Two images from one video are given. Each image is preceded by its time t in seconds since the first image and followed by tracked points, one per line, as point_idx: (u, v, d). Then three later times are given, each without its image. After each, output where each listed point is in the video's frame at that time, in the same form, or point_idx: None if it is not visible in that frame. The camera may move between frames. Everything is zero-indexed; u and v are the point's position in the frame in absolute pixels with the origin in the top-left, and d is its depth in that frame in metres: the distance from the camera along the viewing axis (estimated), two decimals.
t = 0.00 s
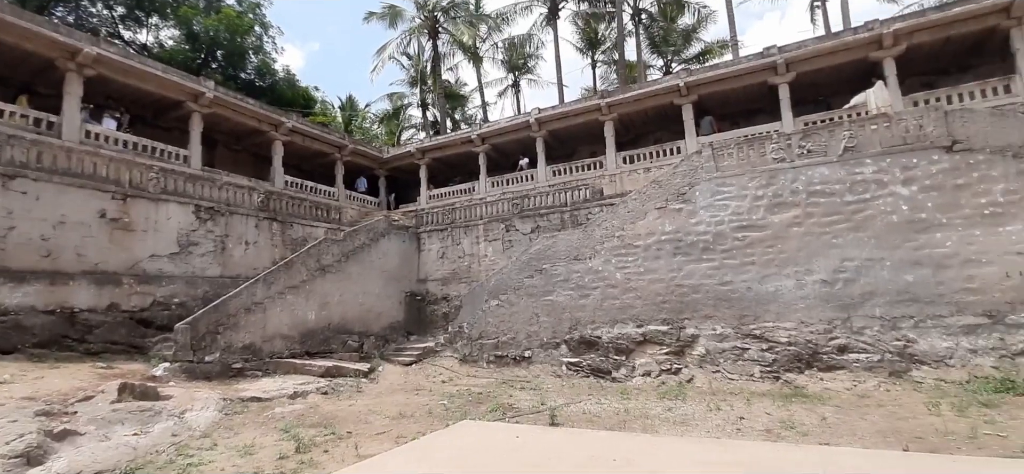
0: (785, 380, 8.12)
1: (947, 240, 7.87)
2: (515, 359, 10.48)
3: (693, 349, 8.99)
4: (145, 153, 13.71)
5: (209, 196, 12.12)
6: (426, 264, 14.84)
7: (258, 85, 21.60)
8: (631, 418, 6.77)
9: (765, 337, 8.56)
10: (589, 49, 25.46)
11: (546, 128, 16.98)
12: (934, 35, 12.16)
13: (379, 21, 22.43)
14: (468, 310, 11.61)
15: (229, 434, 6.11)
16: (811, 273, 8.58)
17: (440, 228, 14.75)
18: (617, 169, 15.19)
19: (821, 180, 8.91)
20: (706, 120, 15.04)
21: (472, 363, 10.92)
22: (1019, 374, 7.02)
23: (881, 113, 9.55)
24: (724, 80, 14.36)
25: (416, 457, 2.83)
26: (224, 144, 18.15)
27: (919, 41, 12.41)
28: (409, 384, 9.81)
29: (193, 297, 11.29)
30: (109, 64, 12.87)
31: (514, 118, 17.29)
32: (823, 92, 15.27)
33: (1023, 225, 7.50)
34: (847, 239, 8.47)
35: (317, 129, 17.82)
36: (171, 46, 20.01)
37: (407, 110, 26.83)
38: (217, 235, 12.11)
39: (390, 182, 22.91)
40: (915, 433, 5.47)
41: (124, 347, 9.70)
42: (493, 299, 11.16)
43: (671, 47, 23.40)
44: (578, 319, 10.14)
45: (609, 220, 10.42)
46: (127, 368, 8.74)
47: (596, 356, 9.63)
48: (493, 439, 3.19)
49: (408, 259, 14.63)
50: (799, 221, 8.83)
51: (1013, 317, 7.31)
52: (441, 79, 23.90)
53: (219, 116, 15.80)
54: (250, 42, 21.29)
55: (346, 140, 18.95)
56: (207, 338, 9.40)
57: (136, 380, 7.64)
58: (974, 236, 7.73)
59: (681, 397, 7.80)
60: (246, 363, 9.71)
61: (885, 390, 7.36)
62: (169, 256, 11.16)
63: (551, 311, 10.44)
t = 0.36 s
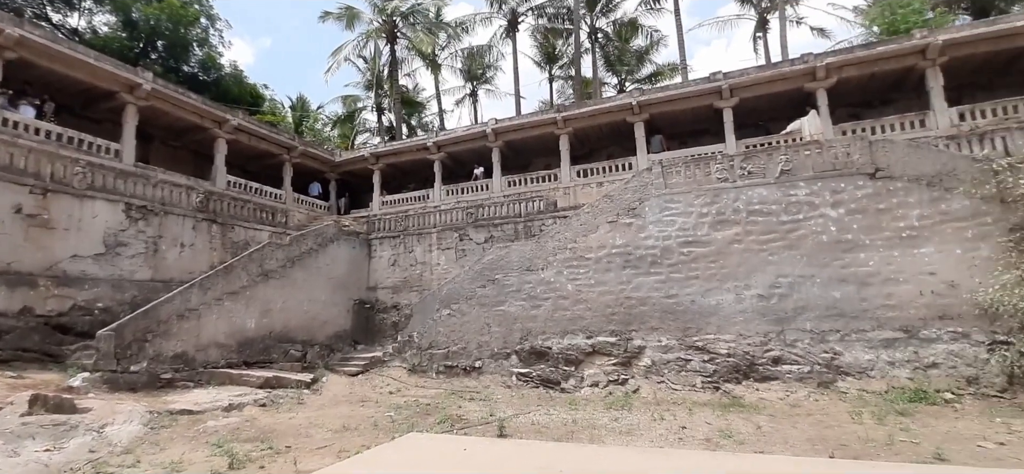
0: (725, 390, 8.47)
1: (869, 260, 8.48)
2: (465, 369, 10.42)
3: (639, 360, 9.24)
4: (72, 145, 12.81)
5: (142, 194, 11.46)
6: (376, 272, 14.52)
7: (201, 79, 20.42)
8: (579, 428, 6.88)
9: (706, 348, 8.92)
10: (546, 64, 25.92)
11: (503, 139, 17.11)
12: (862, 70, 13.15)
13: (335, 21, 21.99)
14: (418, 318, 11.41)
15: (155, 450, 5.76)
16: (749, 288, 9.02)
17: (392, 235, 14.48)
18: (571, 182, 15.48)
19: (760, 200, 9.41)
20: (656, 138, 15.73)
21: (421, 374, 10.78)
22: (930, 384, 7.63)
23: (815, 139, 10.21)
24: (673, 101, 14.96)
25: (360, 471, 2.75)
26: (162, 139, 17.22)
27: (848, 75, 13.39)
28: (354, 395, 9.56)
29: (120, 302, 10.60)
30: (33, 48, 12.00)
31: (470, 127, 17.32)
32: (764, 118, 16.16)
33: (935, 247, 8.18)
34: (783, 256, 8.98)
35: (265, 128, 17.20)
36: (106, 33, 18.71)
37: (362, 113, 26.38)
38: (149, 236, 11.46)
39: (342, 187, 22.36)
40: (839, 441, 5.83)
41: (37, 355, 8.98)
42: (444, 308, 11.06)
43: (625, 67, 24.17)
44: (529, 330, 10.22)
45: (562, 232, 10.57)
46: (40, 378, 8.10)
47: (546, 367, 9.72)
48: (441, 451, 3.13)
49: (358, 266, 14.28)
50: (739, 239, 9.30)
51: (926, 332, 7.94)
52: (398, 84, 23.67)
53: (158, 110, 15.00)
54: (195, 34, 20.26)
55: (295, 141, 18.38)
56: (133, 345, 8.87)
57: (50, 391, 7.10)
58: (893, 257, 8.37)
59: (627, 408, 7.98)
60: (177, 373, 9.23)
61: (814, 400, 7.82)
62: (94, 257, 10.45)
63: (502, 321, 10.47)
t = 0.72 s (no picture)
0: (690, 407, 8.59)
1: (827, 280, 8.81)
2: (432, 386, 10.28)
3: (607, 377, 9.30)
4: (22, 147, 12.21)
5: (95, 202, 11.01)
6: (343, 286, 14.22)
7: (165, 84, 19.80)
8: (547, 446, 6.86)
9: (673, 365, 9.05)
10: (520, 82, 26.26)
11: (475, 155, 17.18)
12: (820, 99, 13.79)
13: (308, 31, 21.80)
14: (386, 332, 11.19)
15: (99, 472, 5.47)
16: (714, 306, 9.24)
17: (361, 248, 14.25)
18: (542, 199, 15.62)
19: (725, 221, 9.68)
20: (626, 158, 16.07)
21: (387, 391, 10.57)
22: (883, 401, 7.92)
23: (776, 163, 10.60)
24: (643, 122, 15.32)
25: None
26: (120, 145, 16.61)
27: (806, 103, 14.02)
28: (316, 414, 9.30)
29: (68, 314, 10.08)
30: None
31: (444, 141, 17.33)
32: (729, 141, 16.71)
33: (887, 269, 8.56)
34: (746, 275, 9.24)
35: (231, 137, 16.79)
36: (65, 33, 18.01)
37: (333, 124, 26.10)
38: (102, 245, 10.99)
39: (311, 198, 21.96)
40: (799, 457, 5.98)
41: None
42: (412, 324, 10.90)
43: (597, 88, 24.69)
44: (498, 346, 10.18)
45: (533, 248, 10.61)
46: None
47: (515, 383, 9.67)
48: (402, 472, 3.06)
49: (324, 279, 13.97)
50: (705, 257, 9.53)
51: (879, 350, 8.26)
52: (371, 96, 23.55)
53: (117, 114, 14.50)
54: (161, 38, 19.67)
55: (262, 151, 18.00)
56: (81, 360, 8.44)
57: None
58: (848, 277, 8.72)
59: (595, 425, 8.00)
60: (126, 390, 8.86)
61: (776, 416, 8.00)
62: (41, 266, 9.94)
63: (471, 337, 10.40)
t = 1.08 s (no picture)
0: (650, 420, 8.72)
1: (779, 296, 9.18)
2: (393, 401, 10.09)
3: (570, 391, 9.35)
4: None
5: (33, 204, 10.40)
6: (301, 297, 13.81)
7: (116, 83, 18.97)
8: (508, 462, 6.82)
9: (634, 379, 9.18)
10: (488, 96, 26.46)
11: (442, 167, 17.16)
12: (773, 124, 14.45)
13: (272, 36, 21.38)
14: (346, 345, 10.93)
15: None
16: (673, 321, 9.46)
17: (321, 259, 13.90)
18: (507, 212, 15.69)
19: (684, 238, 9.97)
20: (591, 174, 16.35)
21: (345, 406, 10.30)
22: (831, 414, 8.25)
23: (733, 183, 11.01)
24: (607, 140, 15.67)
25: None
26: (63, 144, 15.80)
27: (761, 127, 14.66)
28: (269, 431, 8.97)
29: None
30: None
31: (410, 152, 17.22)
32: (689, 161, 17.26)
33: (834, 286, 8.99)
34: (704, 291, 9.52)
35: (186, 140, 16.21)
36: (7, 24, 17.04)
37: (296, 131, 25.56)
38: (39, 250, 10.37)
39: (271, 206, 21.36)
40: (752, 469, 6.15)
41: None
42: (373, 338, 10.70)
43: (564, 104, 25.14)
44: (461, 360, 10.10)
45: (497, 261, 10.61)
46: None
47: (477, 398, 9.58)
48: None
49: (281, 290, 13.55)
50: (665, 273, 9.77)
51: (827, 364, 8.62)
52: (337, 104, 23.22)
53: (63, 112, 13.81)
54: (113, 35, 18.85)
55: (220, 156, 17.43)
56: (10, 373, 7.96)
57: None
58: (799, 294, 9.10)
59: (556, 439, 8.01)
60: (61, 406, 8.41)
61: (731, 429, 8.22)
62: None
63: (434, 351, 10.28)
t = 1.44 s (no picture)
0: (618, 430, 8.79)
1: (742, 308, 9.44)
2: (358, 414, 9.89)
3: (539, 402, 9.37)
4: None
5: None
6: (264, 307, 13.41)
7: (70, 81, 18.17)
8: None
9: (602, 390, 9.27)
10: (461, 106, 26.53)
11: (413, 176, 17.07)
12: (737, 141, 14.95)
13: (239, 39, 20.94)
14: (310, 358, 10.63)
15: None
16: (641, 332, 9.60)
17: (285, 267, 13.55)
18: (479, 222, 15.68)
19: (652, 250, 10.17)
20: (562, 186, 16.53)
21: (308, 419, 10.04)
22: (791, 422, 8.49)
23: (698, 197, 11.31)
24: (578, 152, 15.90)
25: None
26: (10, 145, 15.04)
27: (725, 144, 15.15)
28: (227, 446, 8.66)
29: None
30: None
31: (381, 160, 17.07)
32: (657, 174, 17.65)
33: (794, 298, 9.30)
34: (671, 302, 9.71)
35: (145, 143, 15.65)
36: None
37: (263, 136, 25.00)
38: None
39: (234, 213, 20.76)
40: None
41: None
42: (339, 349, 10.48)
43: (536, 116, 25.42)
44: (429, 371, 10.00)
45: (468, 271, 10.57)
46: None
47: (446, 410, 9.47)
48: None
49: (243, 299, 13.14)
50: (633, 285, 9.94)
51: (787, 374, 8.89)
52: (307, 110, 22.85)
53: (11, 111, 13.16)
54: (69, 32, 18.08)
55: (180, 160, 16.88)
56: None
57: None
58: (761, 306, 9.38)
59: (525, 451, 8.00)
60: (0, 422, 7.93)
61: (697, 438, 8.36)
62: None
63: (402, 362, 10.13)
